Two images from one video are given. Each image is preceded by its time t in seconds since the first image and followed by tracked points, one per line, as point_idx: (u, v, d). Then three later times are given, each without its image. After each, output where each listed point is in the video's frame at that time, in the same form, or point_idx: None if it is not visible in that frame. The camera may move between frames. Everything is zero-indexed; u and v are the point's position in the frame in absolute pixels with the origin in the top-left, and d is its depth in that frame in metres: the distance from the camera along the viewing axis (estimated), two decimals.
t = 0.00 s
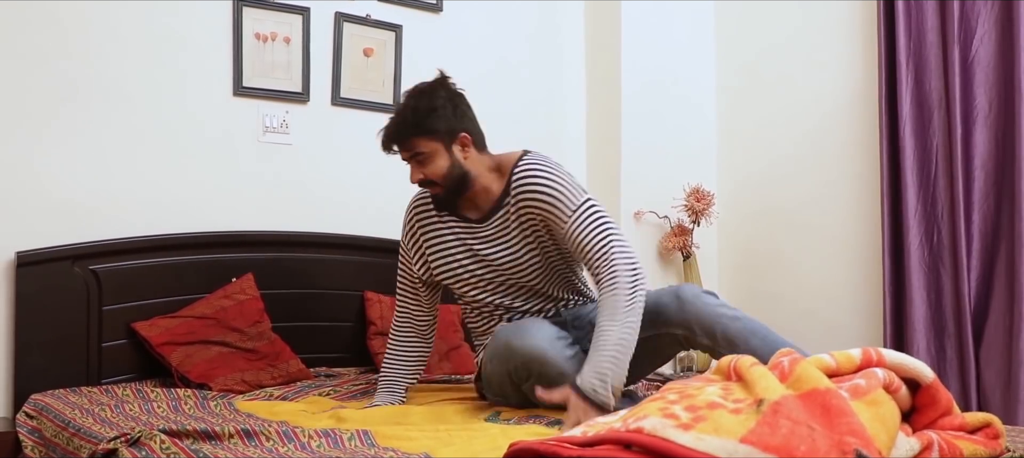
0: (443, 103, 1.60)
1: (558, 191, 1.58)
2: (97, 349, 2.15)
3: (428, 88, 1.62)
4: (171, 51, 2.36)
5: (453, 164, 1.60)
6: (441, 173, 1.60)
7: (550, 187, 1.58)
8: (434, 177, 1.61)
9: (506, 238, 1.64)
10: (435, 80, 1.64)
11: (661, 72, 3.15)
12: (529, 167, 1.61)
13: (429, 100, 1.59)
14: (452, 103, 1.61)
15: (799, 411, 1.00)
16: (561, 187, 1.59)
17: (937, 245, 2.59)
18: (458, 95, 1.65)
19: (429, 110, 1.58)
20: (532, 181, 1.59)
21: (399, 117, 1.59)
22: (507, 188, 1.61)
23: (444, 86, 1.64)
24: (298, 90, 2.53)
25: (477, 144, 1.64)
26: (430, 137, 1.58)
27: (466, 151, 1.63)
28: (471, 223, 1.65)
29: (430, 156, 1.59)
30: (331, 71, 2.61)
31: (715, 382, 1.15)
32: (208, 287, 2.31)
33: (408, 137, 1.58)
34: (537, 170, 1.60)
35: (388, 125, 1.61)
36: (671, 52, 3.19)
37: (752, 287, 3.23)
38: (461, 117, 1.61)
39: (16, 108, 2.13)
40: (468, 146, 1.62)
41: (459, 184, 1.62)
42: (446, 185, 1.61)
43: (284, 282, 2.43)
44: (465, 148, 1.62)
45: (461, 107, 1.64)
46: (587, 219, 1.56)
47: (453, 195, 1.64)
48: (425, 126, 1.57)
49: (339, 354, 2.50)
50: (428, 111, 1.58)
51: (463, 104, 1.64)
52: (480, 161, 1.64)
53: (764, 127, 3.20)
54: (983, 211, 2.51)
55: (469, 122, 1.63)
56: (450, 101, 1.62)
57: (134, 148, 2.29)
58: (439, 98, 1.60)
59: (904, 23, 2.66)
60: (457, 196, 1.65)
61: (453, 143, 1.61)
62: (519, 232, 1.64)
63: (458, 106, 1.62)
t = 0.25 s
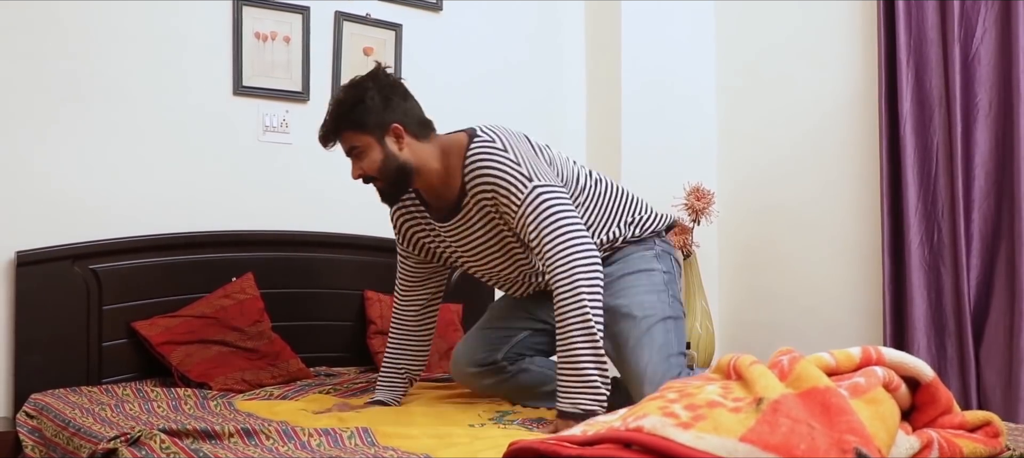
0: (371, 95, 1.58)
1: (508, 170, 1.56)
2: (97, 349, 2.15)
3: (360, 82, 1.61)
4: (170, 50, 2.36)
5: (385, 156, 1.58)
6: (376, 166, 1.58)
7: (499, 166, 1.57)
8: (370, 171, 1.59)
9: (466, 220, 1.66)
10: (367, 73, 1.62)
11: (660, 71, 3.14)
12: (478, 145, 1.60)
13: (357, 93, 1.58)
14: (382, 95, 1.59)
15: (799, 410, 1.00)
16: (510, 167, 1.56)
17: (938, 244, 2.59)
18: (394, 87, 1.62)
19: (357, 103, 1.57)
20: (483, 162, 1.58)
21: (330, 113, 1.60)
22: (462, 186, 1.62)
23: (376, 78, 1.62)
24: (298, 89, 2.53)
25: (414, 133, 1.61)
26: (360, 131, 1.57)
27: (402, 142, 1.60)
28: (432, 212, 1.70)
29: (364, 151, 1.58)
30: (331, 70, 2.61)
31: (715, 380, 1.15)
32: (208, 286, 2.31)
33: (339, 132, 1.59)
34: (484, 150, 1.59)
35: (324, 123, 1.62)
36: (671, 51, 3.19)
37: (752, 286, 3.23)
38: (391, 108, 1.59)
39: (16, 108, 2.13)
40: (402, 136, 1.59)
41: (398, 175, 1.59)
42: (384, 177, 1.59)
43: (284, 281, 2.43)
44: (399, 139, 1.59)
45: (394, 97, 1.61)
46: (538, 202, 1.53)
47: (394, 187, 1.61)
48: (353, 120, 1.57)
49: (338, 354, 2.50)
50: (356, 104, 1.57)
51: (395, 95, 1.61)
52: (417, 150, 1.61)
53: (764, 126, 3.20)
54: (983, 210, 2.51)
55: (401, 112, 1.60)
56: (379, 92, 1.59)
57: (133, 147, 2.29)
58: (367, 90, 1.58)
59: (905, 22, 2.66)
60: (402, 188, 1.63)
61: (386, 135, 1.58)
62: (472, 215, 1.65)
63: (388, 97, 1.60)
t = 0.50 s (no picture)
0: (351, 131, 1.60)
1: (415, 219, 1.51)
2: (98, 348, 2.15)
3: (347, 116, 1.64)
4: (171, 49, 2.36)
5: (357, 191, 1.60)
6: (348, 199, 1.62)
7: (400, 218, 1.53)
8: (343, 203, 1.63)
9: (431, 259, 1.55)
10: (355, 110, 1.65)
11: (659, 69, 3.14)
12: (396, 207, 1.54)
13: (338, 127, 1.61)
14: (362, 131, 1.61)
15: (801, 408, 1.00)
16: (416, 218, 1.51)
17: (939, 241, 2.59)
18: (378, 125, 1.64)
19: (336, 137, 1.60)
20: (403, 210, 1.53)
21: (314, 144, 1.64)
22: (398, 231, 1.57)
23: (362, 114, 1.64)
24: (298, 88, 2.53)
25: (389, 171, 1.61)
26: (335, 164, 1.61)
27: (376, 178, 1.61)
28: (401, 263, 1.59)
29: (340, 183, 1.62)
30: (331, 69, 2.61)
31: (717, 379, 1.15)
32: (210, 285, 2.31)
33: (319, 164, 1.63)
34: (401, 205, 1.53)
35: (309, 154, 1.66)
36: (671, 49, 3.19)
37: (753, 284, 3.23)
38: (369, 145, 1.60)
39: (16, 108, 2.13)
40: (375, 173, 1.60)
41: (368, 210, 1.61)
42: (354, 211, 1.62)
43: (285, 280, 2.43)
44: (373, 176, 1.60)
45: (376, 134, 1.62)
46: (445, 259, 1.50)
47: (366, 220, 1.63)
48: (331, 153, 1.60)
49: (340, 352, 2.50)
50: (336, 138, 1.60)
51: (377, 131, 1.63)
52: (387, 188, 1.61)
53: (764, 124, 3.20)
54: (984, 208, 2.51)
55: (379, 150, 1.60)
56: (360, 127, 1.61)
57: (133, 146, 2.29)
58: (349, 126, 1.61)
59: (905, 19, 2.66)
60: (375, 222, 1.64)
61: (359, 170, 1.60)
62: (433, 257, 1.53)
63: (368, 133, 1.61)
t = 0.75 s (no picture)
0: (338, 154, 1.64)
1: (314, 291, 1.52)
2: (99, 347, 2.15)
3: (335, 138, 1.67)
4: (172, 48, 2.36)
5: (338, 213, 1.65)
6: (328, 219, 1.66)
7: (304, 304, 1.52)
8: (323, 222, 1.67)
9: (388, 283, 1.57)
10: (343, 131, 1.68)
11: (660, 68, 3.13)
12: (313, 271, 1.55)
13: (325, 148, 1.65)
14: (349, 154, 1.65)
15: (800, 407, 1.00)
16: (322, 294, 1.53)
17: (940, 241, 2.59)
18: (363, 149, 1.68)
19: (323, 158, 1.64)
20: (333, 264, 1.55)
21: (302, 162, 1.67)
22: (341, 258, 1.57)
23: (350, 137, 1.67)
24: (299, 87, 2.53)
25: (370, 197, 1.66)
26: (320, 185, 1.64)
27: (359, 202, 1.65)
28: (368, 308, 1.62)
29: (322, 203, 1.66)
30: (332, 68, 2.61)
31: (715, 378, 1.15)
32: (210, 284, 2.32)
33: (304, 182, 1.66)
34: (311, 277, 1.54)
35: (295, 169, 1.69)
36: (672, 48, 3.19)
37: (754, 284, 3.22)
38: (353, 168, 1.64)
39: (18, 107, 2.14)
40: (358, 197, 1.64)
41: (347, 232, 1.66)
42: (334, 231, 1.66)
43: (286, 279, 2.43)
44: (355, 200, 1.65)
45: (362, 158, 1.66)
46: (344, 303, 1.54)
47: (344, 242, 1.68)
48: (316, 174, 1.64)
49: (341, 351, 2.50)
50: (322, 160, 1.64)
51: (363, 156, 1.67)
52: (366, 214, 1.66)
53: (765, 123, 3.20)
54: (985, 208, 2.51)
55: (364, 174, 1.65)
56: (348, 151, 1.65)
57: (134, 145, 2.29)
58: (336, 148, 1.65)
59: (906, 18, 2.66)
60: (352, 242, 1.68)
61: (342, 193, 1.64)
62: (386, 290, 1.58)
63: (354, 157, 1.65)
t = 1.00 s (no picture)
0: (305, 158, 1.69)
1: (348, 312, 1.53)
2: (100, 346, 2.15)
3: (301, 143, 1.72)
4: (172, 48, 2.36)
5: (308, 215, 1.69)
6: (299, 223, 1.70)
7: (324, 336, 1.51)
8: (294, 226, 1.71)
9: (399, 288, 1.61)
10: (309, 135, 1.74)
11: (660, 68, 3.13)
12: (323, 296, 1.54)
13: (292, 153, 1.69)
14: (316, 157, 1.70)
15: (800, 407, 1.00)
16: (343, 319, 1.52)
17: (940, 241, 2.59)
18: (329, 152, 1.73)
19: (291, 163, 1.69)
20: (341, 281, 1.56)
21: (269, 168, 1.71)
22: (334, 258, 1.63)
23: (315, 141, 1.73)
24: (300, 86, 2.53)
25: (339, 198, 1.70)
26: (289, 189, 1.69)
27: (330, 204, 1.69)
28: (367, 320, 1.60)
29: (292, 208, 1.70)
30: (333, 67, 2.61)
31: (716, 378, 1.15)
32: (210, 283, 2.31)
33: (273, 188, 1.70)
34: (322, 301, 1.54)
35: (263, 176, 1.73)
36: (672, 48, 3.19)
37: (755, 284, 3.22)
38: (322, 172, 1.69)
39: (18, 106, 2.14)
40: (327, 199, 1.69)
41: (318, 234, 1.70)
42: (305, 235, 1.70)
43: (286, 278, 2.43)
44: (325, 202, 1.69)
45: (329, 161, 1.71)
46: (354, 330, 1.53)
47: (317, 243, 1.71)
48: (284, 178, 1.68)
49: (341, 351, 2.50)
50: (290, 164, 1.69)
51: (330, 159, 1.72)
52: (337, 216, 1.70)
53: (765, 123, 3.20)
54: (986, 207, 2.51)
55: (332, 176, 1.69)
56: (315, 155, 1.70)
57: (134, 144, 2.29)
58: (303, 152, 1.70)
59: (906, 18, 2.66)
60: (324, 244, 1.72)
61: (311, 196, 1.68)
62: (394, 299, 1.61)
63: (321, 161, 1.70)
